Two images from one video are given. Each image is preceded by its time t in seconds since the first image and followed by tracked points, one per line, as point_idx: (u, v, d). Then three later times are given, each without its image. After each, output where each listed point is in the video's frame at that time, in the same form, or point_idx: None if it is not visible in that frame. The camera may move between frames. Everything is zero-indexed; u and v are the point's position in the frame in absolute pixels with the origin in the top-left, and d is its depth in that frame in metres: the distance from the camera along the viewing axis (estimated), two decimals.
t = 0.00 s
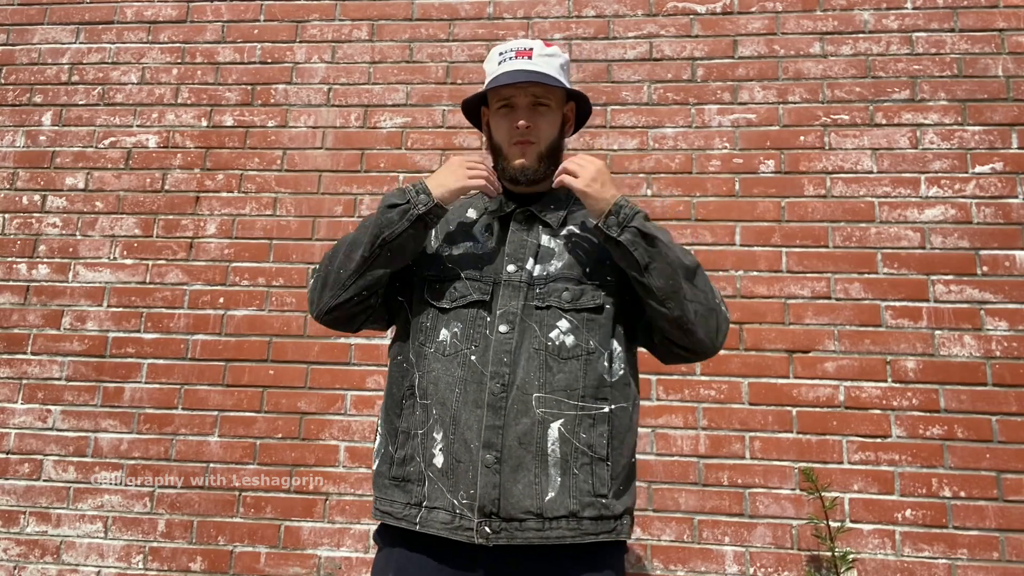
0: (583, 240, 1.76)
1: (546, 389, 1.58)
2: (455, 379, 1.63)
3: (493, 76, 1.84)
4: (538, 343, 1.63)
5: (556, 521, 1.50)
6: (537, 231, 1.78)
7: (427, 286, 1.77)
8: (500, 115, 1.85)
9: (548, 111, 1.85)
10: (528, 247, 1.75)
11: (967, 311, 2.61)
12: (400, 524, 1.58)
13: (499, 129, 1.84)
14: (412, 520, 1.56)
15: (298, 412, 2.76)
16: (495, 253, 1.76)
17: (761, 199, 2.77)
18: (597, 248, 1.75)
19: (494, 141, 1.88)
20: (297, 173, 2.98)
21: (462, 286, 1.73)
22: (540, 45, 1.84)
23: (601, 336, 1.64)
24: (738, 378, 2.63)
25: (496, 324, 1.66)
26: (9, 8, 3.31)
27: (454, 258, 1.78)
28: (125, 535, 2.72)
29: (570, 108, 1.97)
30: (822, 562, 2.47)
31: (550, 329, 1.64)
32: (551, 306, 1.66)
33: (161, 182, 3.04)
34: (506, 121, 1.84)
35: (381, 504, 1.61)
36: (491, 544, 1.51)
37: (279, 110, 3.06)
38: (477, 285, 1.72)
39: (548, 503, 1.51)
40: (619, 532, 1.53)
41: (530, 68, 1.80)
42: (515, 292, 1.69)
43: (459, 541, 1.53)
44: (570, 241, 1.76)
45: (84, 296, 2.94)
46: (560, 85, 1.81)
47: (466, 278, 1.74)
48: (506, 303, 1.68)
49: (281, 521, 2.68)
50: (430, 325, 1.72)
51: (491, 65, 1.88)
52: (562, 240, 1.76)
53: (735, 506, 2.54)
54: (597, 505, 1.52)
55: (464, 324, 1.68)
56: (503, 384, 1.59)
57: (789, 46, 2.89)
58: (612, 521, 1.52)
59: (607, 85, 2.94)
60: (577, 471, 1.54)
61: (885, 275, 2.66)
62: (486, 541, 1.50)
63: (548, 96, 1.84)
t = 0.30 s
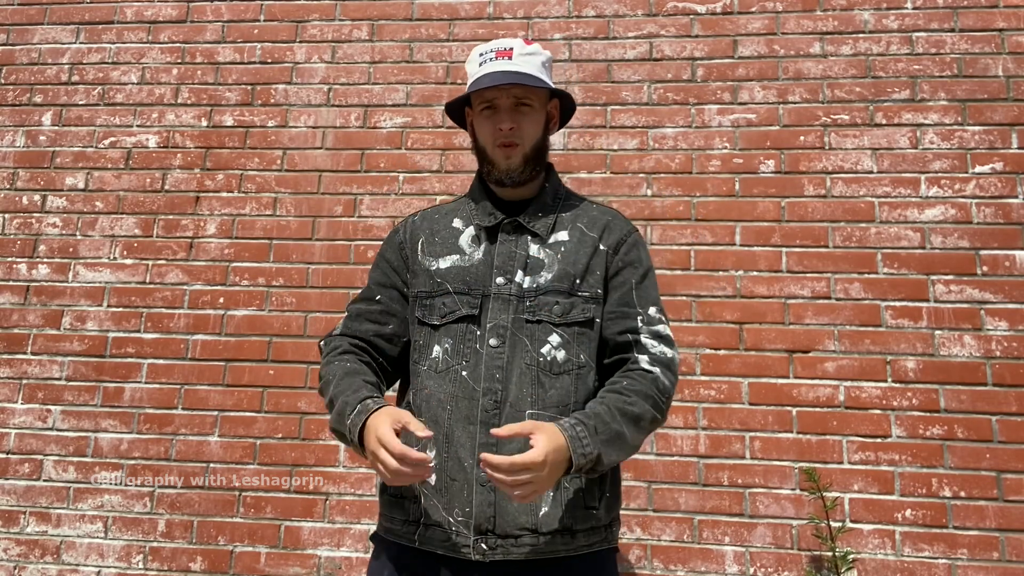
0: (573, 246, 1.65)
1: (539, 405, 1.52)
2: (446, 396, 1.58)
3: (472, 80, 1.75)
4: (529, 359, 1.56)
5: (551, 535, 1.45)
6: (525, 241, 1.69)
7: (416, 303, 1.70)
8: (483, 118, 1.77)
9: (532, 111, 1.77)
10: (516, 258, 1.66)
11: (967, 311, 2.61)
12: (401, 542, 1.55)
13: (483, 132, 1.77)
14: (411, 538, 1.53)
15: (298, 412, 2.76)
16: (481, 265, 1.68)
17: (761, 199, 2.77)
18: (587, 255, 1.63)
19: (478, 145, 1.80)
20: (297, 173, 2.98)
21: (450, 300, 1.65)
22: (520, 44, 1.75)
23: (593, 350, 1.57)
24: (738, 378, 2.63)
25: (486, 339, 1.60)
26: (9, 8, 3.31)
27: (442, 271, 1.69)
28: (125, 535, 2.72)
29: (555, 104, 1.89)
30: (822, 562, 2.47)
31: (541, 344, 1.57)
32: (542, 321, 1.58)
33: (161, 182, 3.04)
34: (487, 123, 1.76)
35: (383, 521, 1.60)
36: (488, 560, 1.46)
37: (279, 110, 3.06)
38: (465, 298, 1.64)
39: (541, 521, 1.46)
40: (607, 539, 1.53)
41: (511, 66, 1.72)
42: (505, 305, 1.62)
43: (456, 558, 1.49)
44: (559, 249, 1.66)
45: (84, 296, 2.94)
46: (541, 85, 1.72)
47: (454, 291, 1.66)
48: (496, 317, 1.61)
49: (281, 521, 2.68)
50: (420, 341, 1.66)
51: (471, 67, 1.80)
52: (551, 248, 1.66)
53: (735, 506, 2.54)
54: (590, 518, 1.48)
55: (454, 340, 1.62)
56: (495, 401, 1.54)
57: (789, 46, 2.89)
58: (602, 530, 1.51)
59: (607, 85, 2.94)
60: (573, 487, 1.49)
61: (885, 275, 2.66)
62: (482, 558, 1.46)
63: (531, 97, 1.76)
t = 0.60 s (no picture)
0: (551, 244, 1.66)
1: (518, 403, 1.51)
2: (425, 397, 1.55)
3: (447, 80, 1.72)
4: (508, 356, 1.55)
5: (533, 530, 1.45)
6: (504, 242, 1.69)
7: (393, 302, 1.67)
8: (457, 120, 1.75)
9: (507, 114, 1.75)
10: (495, 259, 1.67)
11: (967, 311, 2.61)
12: (383, 543, 1.53)
13: (458, 134, 1.76)
14: (393, 539, 1.51)
15: (298, 411, 2.76)
16: (460, 265, 1.67)
17: (761, 199, 2.77)
18: (565, 253, 1.64)
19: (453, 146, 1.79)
20: (297, 173, 2.98)
21: (429, 300, 1.63)
22: (496, 44, 1.72)
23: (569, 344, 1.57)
24: (738, 378, 2.63)
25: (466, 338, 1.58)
26: (9, 8, 3.31)
27: (420, 270, 1.67)
28: (125, 535, 2.73)
29: (531, 104, 1.88)
30: (822, 562, 2.47)
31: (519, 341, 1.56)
32: (519, 318, 1.56)
33: (161, 182, 3.04)
34: (462, 126, 1.75)
35: (362, 522, 1.56)
36: (472, 558, 1.45)
37: (279, 110, 3.06)
38: (444, 298, 1.63)
39: (522, 518, 1.45)
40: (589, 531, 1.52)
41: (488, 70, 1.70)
42: (484, 304, 1.61)
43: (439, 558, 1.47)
44: (536, 249, 1.66)
45: (84, 296, 2.94)
46: (517, 88, 1.70)
47: (432, 289, 1.64)
48: (476, 316, 1.60)
49: (281, 521, 2.68)
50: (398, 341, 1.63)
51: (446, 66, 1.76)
52: (527, 247, 1.67)
53: (734, 506, 2.54)
54: (571, 510, 1.48)
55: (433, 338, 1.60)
56: (474, 402, 1.53)
57: (789, 46, 2.89)
58: (585, 522, 1.50)
59: (607, 85, 2.93)
60: (555, 483, 1.49)
61: (885, 275, 2.66)
62: (466, 557, 1.45)
63: (508, 99, 1.75)
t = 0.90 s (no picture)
0: (516, 244, 1.78)
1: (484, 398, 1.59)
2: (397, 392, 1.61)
3: (431, 72, 1.75)
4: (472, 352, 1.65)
5: (502, 520, 1.52)
6: (475, 239, 1.77)
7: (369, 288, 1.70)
8: (435, 113, 1.78)
9: (486, 115, 1.79)
10: (466, 254, 1.75)
11: (967, 311, 2.61)
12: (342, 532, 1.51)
13: (434, 126, 1.78)
14: (355, 529, 1.50)
15: (298, 411, 2.76)
16: (433, 258, 1.73)
17: (761, 199, 2.77)
18: (527, 251, 1.77)
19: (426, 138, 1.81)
20: (297, 173, 2.98)
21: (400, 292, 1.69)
22: (484, 44, 1.77)
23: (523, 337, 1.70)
24: (738, 378, 2.63)
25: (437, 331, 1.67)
26: (9, 8, 3.31)
27: (392, 260, 1.72)
28: (125, 535, 2.72)
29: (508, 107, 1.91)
30: (822, 562, 2.47)
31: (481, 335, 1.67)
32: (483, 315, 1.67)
33: (161, 181, 3.04)
34: (439, 119, 1.77)
35: (318, 510, 1.53)
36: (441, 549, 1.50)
37: (279, 110, 3.06)
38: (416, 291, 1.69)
39: (491, 508, 1.52)
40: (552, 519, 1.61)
41: (473, 68, 1.72)
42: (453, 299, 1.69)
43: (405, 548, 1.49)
44: (500, 248, 1.77)
45: (84, 296, 2.94)
46: (500, 91, 1.75)
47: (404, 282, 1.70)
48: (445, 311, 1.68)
49: (281, 521, 2.68)
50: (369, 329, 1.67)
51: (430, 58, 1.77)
52: (492, 245, 1.78)
53: (735, 506, 2.54)
54: (537, 499, 1.57)
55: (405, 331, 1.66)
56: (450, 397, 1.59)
57: (789, 46, 2.89)
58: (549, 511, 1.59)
59: (607, 85, 2.94)
60: (521, 474, 1.58)
61: (885, 275, 2.66)
62: (436, 547, 1.49)
63: (489, 100, 1.78)
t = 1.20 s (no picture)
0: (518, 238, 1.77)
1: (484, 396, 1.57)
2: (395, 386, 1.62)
3: (442, 66, 1.75)
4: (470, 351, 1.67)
5: (499, 515, 1.51)
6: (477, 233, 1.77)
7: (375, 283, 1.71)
8: (443, 108, 1.77)
9: (494, 114, 1.79)
10: (468, 250, 1.74)
11: (968, 311, 2.61)
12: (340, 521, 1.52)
13: (441, 121, 1.78)
14: (353, 518, 1.51)
15: (298, 411, 2.76)
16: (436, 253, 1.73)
17: (761, 199, 2.77)
18: (530, 247, 1.77)
19: (433, 132, 1.81)
20: (297, 173, 2.98)
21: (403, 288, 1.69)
22: (496, 42, 1.78)
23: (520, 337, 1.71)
24: (738, 378, 2.63)
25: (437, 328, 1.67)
26: (9, 8, 3.31)
27: (396, 254, 1.72)
28: (125, 535, 2.72)
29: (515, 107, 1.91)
30: (823, 562, 2.47)
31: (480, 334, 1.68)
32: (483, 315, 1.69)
33: (161, 181, 3.04)
34: (448, 114, 1.77)
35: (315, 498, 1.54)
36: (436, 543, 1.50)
37: (279, 110, 3.06)
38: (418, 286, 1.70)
39: (488, 503, 1.51)
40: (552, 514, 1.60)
41: (483, 67, 1.73)
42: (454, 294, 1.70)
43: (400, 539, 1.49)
44: (502, 242, 1.77)
45: (84, 296, 2.94)
46: (510, 91, 1.75)
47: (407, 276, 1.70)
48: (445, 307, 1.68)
49: (282, 521, 2.68)
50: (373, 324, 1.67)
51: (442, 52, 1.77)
52: (494, 239, 1.77)
53: (735, 506, 2.54)
54: (536, 495, 1.56)
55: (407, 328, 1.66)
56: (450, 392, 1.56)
57: (789, 46, 2.89)
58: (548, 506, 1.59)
59: (607, 85, 2.93)
60: (519, 469, 1.57)
61: (885, 275, 2.66)
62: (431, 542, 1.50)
63: (498, 100, 1.78)
